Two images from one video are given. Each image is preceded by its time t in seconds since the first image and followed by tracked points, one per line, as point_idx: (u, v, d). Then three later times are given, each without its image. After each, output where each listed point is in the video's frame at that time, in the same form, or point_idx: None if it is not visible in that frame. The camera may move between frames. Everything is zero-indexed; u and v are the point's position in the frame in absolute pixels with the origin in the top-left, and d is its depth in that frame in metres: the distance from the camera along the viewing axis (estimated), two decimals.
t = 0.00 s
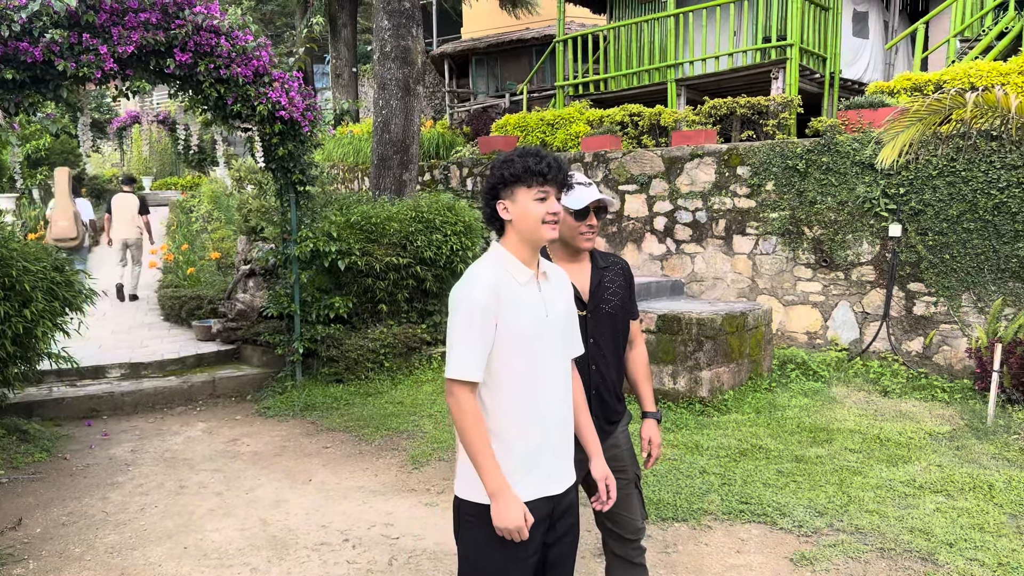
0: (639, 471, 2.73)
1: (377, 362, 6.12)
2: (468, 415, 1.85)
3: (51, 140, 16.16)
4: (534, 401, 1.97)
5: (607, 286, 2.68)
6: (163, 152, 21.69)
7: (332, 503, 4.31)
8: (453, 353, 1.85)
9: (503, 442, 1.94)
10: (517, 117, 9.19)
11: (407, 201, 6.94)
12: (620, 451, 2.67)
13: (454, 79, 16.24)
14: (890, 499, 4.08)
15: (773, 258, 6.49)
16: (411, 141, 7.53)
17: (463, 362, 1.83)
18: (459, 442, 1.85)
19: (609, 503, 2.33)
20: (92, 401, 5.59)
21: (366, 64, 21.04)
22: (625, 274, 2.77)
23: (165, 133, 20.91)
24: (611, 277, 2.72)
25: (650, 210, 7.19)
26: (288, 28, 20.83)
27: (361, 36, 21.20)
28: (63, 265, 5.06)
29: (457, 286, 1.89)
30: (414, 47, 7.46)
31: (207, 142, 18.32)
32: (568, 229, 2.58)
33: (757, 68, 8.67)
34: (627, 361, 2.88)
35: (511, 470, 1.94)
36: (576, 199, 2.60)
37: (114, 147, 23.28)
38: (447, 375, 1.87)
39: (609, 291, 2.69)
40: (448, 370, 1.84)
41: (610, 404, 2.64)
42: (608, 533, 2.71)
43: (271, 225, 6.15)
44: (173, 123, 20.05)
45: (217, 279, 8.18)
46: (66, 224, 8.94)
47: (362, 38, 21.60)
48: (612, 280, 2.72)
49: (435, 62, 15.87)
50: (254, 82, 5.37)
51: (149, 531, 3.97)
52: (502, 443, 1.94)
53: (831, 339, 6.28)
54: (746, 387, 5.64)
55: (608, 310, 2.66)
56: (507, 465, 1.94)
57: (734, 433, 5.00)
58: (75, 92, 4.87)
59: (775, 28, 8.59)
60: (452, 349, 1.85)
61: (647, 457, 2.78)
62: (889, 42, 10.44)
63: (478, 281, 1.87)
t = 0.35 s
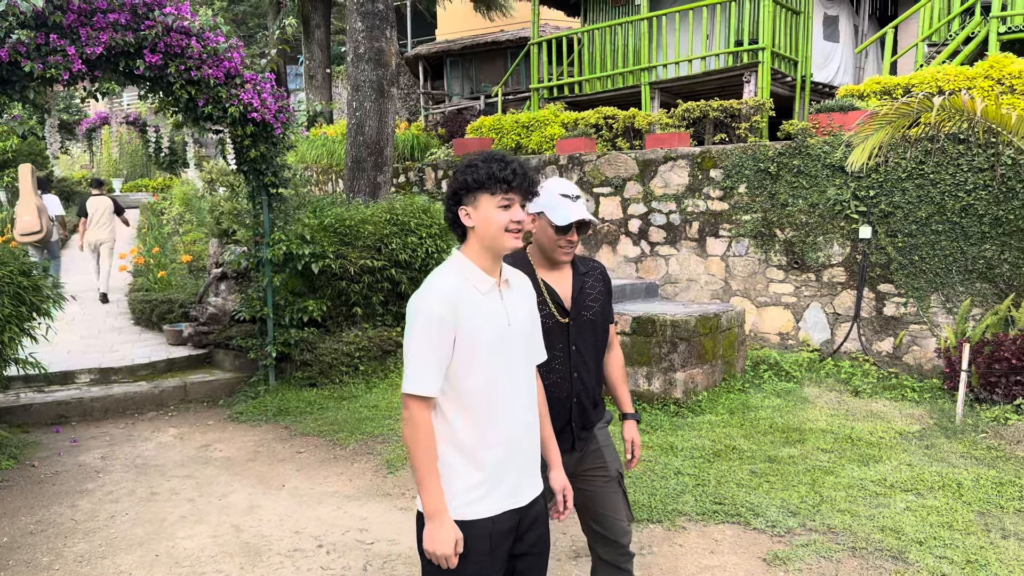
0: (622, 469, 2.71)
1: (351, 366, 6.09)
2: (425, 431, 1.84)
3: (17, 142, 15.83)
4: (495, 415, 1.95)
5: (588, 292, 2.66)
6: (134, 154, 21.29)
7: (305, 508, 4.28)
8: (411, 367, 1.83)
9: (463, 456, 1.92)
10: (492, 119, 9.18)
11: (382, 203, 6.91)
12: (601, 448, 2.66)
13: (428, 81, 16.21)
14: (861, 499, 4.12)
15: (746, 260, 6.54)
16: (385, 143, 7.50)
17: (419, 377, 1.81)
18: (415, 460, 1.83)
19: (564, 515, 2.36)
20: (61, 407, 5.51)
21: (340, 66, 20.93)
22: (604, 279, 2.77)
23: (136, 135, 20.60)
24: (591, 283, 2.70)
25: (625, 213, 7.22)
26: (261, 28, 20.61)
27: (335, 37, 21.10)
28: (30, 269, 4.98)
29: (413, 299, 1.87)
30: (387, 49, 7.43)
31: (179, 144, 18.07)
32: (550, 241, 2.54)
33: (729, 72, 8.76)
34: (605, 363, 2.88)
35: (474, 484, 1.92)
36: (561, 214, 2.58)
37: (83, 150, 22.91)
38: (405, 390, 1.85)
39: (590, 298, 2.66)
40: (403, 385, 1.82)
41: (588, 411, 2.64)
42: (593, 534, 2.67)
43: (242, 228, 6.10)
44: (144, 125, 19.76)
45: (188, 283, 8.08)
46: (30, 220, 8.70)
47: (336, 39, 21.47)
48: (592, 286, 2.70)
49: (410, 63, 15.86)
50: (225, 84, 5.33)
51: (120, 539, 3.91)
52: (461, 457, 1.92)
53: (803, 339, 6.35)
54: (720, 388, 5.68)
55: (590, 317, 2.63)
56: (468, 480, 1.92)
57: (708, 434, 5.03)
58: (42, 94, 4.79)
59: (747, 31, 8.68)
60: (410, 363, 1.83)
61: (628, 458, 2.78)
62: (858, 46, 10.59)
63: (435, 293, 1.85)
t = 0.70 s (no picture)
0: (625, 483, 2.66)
1: (319, 368, 6.08)
2: (380, 451, 1.79)
3: None
4: (453, 427, 1.92)
5: (601, 303, 2.54)
6: (96, 154, 20.82)
7: (273, 513, 4.24)
8: (367, 383, 1.77)
9: (422, 471, 1.89)
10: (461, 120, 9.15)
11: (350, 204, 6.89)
12: (604, 463, 2.61)
13: (397, 81, 16.16)
14: (827, 496, 4.17)
15: (714, 260, 6.60)
16: (352, 143, 7.46)
17: (376, 394, 1.77)
18: (371, 480, 1.78)
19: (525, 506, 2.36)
20: (21, 412, 5.37)
21: (307, 65, 20.78)
22: (615, 289, 2.66)
23: (98, 134, 20.19)
24: (603, 293, 2.58)
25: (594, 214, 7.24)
26: (226, 27, 20.30)
27: (302, 36, 20.95)
28: None
29: (366, 312, 1.82)
30: (354, 49, 7.40)
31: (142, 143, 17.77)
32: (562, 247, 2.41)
33: (695, 74, 8.86)
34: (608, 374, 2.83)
35: (432, 499, 1.89)
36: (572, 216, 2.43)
37: (42, 149, 22.41)
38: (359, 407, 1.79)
39: (602, 309, 2.55)
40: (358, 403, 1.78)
41: (592, 426, 2.53)
42: (596, 548, 2.64)
43: (207, 228, 5.94)
44: (105, 123, 19.36)
45: (151, 285, 7.94)
46: None
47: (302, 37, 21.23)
48: (605, 296, 2.59)
49: (378, 63, 15.79)
50: (190, 83, 5.26)
51: (82, 547, 3.83)
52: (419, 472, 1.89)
53: (769, 339, 6.42)
54: (688, 387, 5.73)
55: (600, 329, 2.53)
56: (428, 494, 1.90)
57: (676, 433, 5.07)
58: None
59: (712, 34, 8.80)
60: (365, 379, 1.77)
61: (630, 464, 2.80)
62: (822, 49, 10.77)
63: (391, 305, 1.80)
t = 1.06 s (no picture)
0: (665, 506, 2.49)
1: (277, 370, 5.98)
2: (379, 466, 1.67)
3: None
4: (429, 437, 1.84)
5: (643, 303, 2.38)
6: (44, 153, 20.27)
7: (231, 517, 4.17)
8: (339, 397, 1.65)
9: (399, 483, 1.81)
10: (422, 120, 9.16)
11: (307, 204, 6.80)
12: (648, 481, 2.43)
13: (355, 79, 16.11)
14: (783, 492, 4.24)
15: (672, 260, 6.67)
16: (310, 142, 7.39)
17: (353, 409, 1.65)
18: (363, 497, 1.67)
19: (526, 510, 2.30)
20: None
21: (264, 63, 20.59)
22: (659, 289, 2.49)
23: (46, 132, 19.69)
24: (647, 292, 2.41)
25: (555, 214, 7.25)
26: (179, 23, 19.94)
27: (258, 33, 20.76)
28: None
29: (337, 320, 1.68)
30: (312, 46, 7.31)
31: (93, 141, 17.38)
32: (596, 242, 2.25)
33: (653, 75, 8.96)
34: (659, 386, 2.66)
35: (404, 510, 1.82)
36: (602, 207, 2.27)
37: None
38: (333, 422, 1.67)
39: (645, 309, 2.38)
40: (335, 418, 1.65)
41: (641, 435, 2.36)
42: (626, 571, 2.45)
43: (161, 229, 5.82)
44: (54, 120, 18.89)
45: (103, 286, 7.76)
46: None
47: (258, 35, 20.97)
48: (648, 295, 2.42)
49: (336, 61, 15.72)
50: (142, 81, 5.16)
51: (32, 556, 3.73)
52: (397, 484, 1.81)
53: (726, 337, 6.51)
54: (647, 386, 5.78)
55: (645, 330, 2.36)
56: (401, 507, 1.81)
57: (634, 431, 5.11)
58: None
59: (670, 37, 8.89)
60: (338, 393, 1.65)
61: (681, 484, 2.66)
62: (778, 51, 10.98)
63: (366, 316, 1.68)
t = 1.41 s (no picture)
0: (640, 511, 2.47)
1: (219, 372, 5.91)
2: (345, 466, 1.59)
3: None
4: (425, 449, 1.70)
5: (651, 298, 2.28)
6: None
7: (174, 523, 4.07)
8: (325, 388, 1.59)
9: (387, 493, 1.68)
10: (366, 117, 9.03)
11: (249, 201, 6.76)
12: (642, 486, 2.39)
13: (298, 76, 15.97)
14: (728, 485, 4.32)
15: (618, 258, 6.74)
16: (252, 138, 7.28)
17: (331, 405, 1.58)
18: (331, 496, 1.59)
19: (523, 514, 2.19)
20: None
21: (203, 58, 20.23)
22: (665, 284, 2.40)
23: None
24: (654, 288, 2.32)
25: (502, 213, 7.27)
26: (114, 16, 19.28)
27: (197, 28, 20.40)
28: None
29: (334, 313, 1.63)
30: (254, 42, 7.22)
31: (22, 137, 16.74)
32: (610, 231, 2.13)
33: (599, 75, 9.09)
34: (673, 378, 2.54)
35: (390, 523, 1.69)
36: (616, 196, 2.17)
37: None
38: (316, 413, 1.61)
39: (653, 306, 2.29)
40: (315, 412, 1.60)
41: (647, 433, 2.30)
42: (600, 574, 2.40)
43: (96, 228, 5.65)
44: None
45: (35, 286, 7.49)
46: None
47: (197, 30, 20.46)
48: (655, 290, 2.33)
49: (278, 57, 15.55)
50: (77, 76, 5.00)
51: None
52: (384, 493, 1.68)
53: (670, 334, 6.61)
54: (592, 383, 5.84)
55: (654, 327, 2.27)
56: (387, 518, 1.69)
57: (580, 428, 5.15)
58: None
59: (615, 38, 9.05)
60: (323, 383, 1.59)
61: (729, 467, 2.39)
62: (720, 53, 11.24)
63: (361, 309, 1.60)
